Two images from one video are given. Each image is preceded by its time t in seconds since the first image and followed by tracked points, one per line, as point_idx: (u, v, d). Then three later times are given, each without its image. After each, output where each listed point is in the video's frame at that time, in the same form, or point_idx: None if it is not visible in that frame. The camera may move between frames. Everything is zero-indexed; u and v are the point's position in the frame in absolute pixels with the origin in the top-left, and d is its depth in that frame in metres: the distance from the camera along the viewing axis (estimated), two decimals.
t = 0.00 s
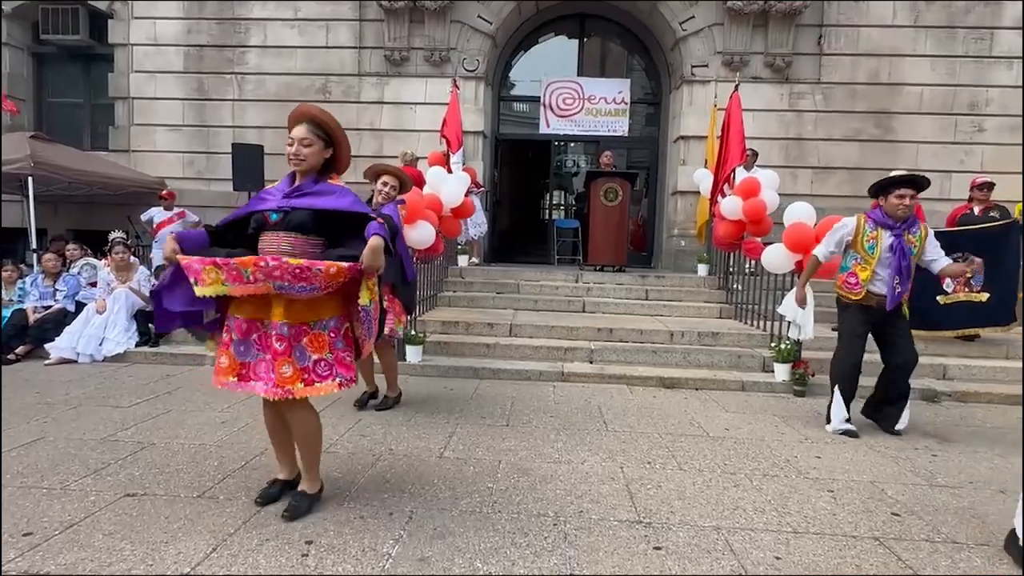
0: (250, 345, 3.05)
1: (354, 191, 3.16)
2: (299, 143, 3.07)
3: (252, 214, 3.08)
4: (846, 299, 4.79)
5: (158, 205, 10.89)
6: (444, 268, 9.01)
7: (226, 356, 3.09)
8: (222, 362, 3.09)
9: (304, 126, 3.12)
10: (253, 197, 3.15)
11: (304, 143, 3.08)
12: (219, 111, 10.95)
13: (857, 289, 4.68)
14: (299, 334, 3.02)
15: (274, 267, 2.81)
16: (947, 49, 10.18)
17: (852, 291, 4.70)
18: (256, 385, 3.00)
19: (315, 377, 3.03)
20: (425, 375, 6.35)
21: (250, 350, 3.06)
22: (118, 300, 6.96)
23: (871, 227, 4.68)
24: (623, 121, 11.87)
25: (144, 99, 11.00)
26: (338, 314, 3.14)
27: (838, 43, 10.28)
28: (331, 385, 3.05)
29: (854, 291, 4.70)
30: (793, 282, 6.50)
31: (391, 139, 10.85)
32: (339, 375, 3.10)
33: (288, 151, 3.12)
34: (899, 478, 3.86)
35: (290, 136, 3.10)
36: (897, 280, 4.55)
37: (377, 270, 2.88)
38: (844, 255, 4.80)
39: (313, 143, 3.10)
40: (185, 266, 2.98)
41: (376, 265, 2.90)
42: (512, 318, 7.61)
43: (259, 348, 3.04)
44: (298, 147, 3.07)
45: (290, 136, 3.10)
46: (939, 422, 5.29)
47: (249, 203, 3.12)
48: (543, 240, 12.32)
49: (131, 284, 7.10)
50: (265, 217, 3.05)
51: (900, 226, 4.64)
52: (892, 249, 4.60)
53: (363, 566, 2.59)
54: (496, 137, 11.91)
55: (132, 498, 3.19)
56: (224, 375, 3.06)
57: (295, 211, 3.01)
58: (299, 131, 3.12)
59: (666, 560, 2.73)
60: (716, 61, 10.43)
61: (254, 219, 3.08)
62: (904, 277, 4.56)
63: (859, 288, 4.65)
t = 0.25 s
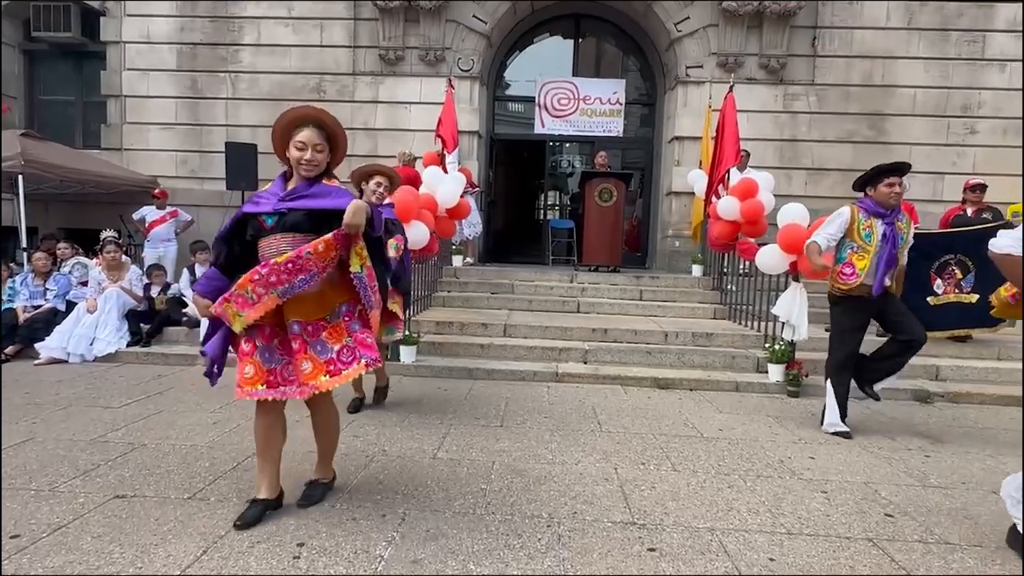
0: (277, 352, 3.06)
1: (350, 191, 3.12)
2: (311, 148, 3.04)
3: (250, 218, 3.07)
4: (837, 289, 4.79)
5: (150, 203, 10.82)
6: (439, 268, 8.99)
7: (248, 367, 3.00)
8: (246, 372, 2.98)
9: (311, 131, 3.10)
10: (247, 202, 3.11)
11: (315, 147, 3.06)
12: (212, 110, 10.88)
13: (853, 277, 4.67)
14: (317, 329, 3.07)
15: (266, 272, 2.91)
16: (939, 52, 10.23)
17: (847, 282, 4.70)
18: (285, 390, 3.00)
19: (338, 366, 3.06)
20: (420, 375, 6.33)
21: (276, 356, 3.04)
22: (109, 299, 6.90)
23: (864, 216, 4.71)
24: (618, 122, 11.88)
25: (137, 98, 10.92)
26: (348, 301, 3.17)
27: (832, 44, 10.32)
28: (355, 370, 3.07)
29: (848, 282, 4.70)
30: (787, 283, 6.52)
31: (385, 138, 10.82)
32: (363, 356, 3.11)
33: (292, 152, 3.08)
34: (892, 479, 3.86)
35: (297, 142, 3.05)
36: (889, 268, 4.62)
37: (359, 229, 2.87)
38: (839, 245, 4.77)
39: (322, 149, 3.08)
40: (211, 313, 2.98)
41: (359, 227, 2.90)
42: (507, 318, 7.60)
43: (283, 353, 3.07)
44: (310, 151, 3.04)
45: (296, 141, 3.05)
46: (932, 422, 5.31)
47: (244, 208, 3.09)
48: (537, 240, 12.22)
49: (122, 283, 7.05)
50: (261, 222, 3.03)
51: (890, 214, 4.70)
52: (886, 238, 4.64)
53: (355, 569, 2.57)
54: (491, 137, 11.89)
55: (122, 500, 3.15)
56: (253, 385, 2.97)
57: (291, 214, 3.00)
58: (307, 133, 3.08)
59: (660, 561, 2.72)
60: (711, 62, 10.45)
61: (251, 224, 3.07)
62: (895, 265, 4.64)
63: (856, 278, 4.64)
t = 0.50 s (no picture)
0: (273, 339, 3.01)
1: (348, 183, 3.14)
2: (308, 141, 3.02)
3: (247, 210, 3.04)
4: (828, 299, 4.83)
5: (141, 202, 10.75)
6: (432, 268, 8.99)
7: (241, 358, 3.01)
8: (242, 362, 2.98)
9: (308, 124, 3.08)
10: (242, 195, 3.08)
11: (312, 141, 3.04)
12: (205, 108, 10.83)
13: (846, 289, 4.69)
14: (316, 320, 3.07)
15: (274, 254, 2.91)
16: (930, 55, 10.31)
17: (840, 292, 4.73)
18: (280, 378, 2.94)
19: (340, 359, 3.04)
20: (412, 375, 6.33)
21: (272, 344, 3.00)
22: (99, 298, 6.84)
23: (860, 228, 4.73)
24: (612, 123, 11.90)
25: (129, 95, 10.85)
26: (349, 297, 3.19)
27: (824, 47, 10.38)
28: (357, 365, 3.05)
29: (841, 293, 4.73)
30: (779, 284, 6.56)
31: (379, 138, 10.81)
32: (364, 352, 3.10)
33: (288, 146, 3.05)
34: (881, 479, 3.89)
35: (291, 134, 3.03)
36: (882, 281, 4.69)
37: (373, 221, 2.88)
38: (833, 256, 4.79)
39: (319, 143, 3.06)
40: (205, 298, 3.04)
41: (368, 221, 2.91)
42: (500, 318, 7.60)
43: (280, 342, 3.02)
44: (306, 145, 3.03)
45: (291, 134, 3.03)
46: (920, 422, 5.35)
47: (240, 200, 3.06)
48: (531, 240, 12.39)
49: (113, 282, 7.00)
50: (260, 213, 3.01)
51: (885, 228, 4.73)
52: (880, 252, 4.68)
53: (345, 568, 2.56)
54: (485, 137, 11.89)
55: (110, 499, 3.14)
56: (249, 375, 2.95)
57: (291, 205, 2.97)
58: (303, 127, 3.06)
59: (650, 560, 2.73)
60: (704, 63, 10.49)
61: (248, 217, 3.04)
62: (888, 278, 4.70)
63: (850, 289, 4.68)
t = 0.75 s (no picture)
0: (262, 346, 3.01)
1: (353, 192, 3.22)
2: (292, 142, 3.06)
3: (251, 211, 3.04)
4: (833, 299, 4.86)
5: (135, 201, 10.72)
6: (427, 268, 9.01)
7: (234, 361, 2.99)
8: (231, 367, 2.98)
9: (296, 126, 3.09)
10: (246, 196, 3.09)
11: (296, 141, 3.06)
12: (199, 108, 10.81)
13: (852, 289, 4.72)
14: (314, 327, 3.07)
15: (290, 274, 2.81)
16: (922, 58, 10.41)
17: (845, 292, 4.75)
18: (273, 385, 2.96)
19: (338, 367, 3.08)
20: (407, 375, 6.34)
21: (263, 351, 3.00)
22: (93, 298, 6.83)
23: (861, 229, 4.78)
24: (607, 124, 11.94)
25: (123, 94, 10.82)
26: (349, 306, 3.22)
27: (818, 50, 10.45)
28: (353, 373, 3.10)
29: (846, 292, 4.75)
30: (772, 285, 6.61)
31: (374, 138, 10.81)
32: (360, 361, 3.15)
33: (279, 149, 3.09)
34: (872, 477, 3.93)
35: (279, 139, 3.08)
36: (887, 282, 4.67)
37: (395, 259, 3.00)
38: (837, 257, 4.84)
39: (304, 143, 3.08)
40: (188, 278, 2.91)
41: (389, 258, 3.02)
42: (494, 318, 7.62)
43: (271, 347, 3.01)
44: (291, 145, 3.05)
45: (279, 137, 3.08)
46: (911, 422, 5.41)
47: (243, 202, 3.07)
48: (525, 239, 12.35)
49: (106, 281, 6.98)
50: (266, 216, 3.02)
51: (886, 229, 4.77)
52: (883, 253, 4.72)
53: (340, 566, 2.58)
54: (480, 137, 11.91)
55: (105, 498, 3.14)
56: (235, 380, 2.96)
57: (301, 211, 3.02)
58: (289, 129, 3.09)
59: (643, 558, 2.75)
60: (699, 65, 10.54)
61: (251, 219, 3.04)
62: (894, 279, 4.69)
63: (853, 288, 4.70)
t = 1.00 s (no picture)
0: (240, 343, 3.02)
1: (349, 200, 3.22)
2: (287, 141, 3.07)
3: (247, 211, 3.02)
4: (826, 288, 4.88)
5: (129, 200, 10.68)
6: (423, 267, 9.01)
7: (209, 352, 2.98)
8: (204, 359, 2.96)
9: (294, 127, 3.11)
10: (243, 195, 3.08)
11: (290, 141, 3.08)
12: (194, 106, 10.78)
13: (839, 277, 4.76)
14: (291, 332, 3.03)
15: (291, 263, 2.86)
16: (914, 60, 10.49)
17: (834, 281, 4.80)
18: (241, 384, 2.97)
19: (307, 376, 3.03)
20: (403, 374, 6.34)
21: (240, 348, 3.02)
22: (87, 296, 6.79)
23: (848, 218, 4.82)
24: (602, 124, 11.98)
25: (117, 92, 10.77)
26: (331, 317, 3.20)
27: (811, 51, 10.52)
28: (321, 385, 3.04)
29: (835, 281, 4.80)
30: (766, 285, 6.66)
31: (370, 137, 10.81)
32: (330, 373, 3.10)
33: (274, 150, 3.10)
34: (864, 475, 3.97)
35: (278, 137, 3.11)
36: (871, 269, 4.67)
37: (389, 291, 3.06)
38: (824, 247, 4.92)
39: (299, 143, 3.09)
40: (186, 230, 2.86)
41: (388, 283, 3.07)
42: (490, 318, 7.64)
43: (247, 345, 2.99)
44: (285, 145, 3.06)
45: (278, 136, 3.10)
46: (904, 421, 5.45)
47: (239, 202, 3.05)
48: (520, 239, 12.37)
49: (100, 280, 6.96)
50: (262, 218, 3.01)
51: (875, 217, 4.75)
52: (869, 240, 4.71)
53: (339, 562, 2.59)
54: (475, 137, 11.92)
55: (101, 496, 3.14)
56: (207, 371, 2.95)
57: (297, 216, 3.02)
58: (285, 130, 3.11)
59: (639, 553, 2.78)
60: (694, 66, 10.59)
61: (247, 219, 3.01)
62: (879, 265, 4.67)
63: (840, 276, 4.75)
